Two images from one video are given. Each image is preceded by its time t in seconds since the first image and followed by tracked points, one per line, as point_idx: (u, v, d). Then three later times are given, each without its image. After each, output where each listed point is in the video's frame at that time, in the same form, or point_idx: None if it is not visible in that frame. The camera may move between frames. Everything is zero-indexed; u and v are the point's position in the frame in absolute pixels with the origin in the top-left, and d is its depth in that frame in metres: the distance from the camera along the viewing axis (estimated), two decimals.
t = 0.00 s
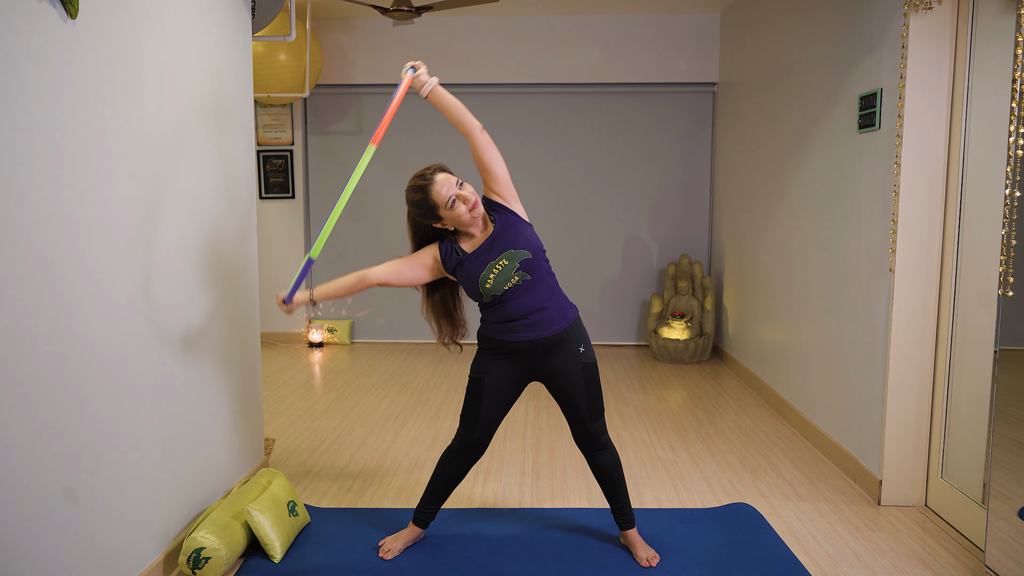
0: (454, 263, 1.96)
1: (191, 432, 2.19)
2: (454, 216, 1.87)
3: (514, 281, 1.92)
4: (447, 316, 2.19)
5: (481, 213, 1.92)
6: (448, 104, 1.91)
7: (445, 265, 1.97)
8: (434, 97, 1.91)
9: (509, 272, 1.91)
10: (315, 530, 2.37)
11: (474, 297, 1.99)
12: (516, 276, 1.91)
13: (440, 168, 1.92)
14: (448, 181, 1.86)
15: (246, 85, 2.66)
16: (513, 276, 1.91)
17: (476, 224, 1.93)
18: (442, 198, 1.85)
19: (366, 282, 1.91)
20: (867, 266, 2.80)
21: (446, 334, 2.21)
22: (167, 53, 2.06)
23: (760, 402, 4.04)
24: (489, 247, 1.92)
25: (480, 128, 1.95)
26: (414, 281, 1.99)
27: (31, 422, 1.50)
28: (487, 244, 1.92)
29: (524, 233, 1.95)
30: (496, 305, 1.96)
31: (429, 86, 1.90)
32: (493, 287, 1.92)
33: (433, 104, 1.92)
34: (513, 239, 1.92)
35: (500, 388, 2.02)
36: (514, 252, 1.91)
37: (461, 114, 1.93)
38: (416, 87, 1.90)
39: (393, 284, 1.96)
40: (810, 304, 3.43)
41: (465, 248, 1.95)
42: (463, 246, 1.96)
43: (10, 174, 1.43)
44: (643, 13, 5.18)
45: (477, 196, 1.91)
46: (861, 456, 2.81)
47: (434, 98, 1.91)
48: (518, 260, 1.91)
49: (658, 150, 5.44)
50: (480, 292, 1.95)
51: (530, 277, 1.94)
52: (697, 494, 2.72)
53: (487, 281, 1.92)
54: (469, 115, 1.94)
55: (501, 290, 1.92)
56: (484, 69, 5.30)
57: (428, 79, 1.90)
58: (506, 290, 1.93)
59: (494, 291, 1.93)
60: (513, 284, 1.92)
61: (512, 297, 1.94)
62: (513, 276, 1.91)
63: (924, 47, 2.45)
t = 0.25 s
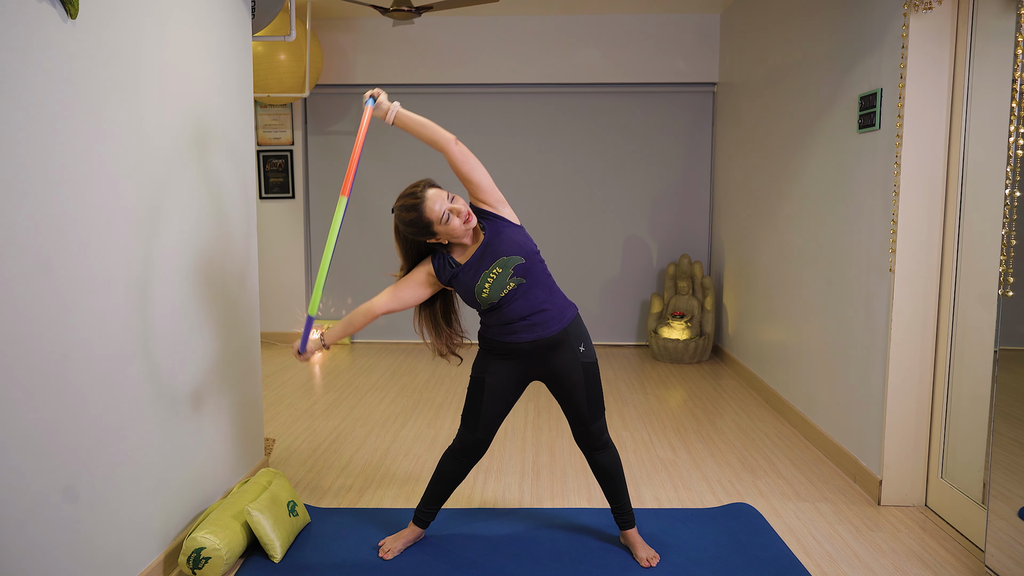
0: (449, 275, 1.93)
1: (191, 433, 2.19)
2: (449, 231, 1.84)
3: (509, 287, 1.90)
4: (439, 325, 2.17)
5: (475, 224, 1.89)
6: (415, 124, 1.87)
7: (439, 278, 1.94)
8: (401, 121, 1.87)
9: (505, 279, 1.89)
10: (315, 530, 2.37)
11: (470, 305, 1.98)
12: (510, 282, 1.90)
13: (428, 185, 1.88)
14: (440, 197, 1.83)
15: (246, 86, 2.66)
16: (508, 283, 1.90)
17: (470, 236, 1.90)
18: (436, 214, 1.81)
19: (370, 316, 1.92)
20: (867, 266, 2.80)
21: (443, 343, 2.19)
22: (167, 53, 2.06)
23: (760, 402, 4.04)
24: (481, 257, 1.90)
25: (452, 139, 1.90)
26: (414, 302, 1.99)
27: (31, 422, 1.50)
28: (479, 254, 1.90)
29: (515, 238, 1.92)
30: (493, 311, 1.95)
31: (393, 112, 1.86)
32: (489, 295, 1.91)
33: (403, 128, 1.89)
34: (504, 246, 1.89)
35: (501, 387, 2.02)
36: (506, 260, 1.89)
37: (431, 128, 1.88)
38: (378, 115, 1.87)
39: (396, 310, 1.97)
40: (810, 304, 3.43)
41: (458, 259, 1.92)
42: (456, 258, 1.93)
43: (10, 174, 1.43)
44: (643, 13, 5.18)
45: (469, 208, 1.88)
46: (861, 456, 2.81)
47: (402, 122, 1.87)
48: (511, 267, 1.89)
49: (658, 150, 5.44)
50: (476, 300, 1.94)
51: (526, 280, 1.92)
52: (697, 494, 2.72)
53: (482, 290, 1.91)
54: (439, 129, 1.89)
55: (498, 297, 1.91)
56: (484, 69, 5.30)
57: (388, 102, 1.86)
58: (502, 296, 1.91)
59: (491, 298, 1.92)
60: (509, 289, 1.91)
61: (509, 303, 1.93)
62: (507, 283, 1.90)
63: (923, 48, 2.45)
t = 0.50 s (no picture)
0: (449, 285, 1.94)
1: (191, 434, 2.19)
2: (444, 244, 1.85)
3: (508, 292, 1.90)
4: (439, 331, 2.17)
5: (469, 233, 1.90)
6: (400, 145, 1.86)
7: (438, 288, 1.96)
8: (385, 144, 1.86)
9: (501, 286, 1.89)
10: (315, 530, 2.37)
11: (471, 311, 1.98)
12: (509, 287, 1.90)
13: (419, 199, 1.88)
14: (432, 211, 1.83)
15: (246, 86, 2.66)
16: (507, 287, 1.90)
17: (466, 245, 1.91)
18: (430, 228, 1.82)
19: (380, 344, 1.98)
20: (867, 265, 2.80)
21: (444, 351, 2.19)
22: (167, 53, 2.06)
23: (760, 402, 4.04)
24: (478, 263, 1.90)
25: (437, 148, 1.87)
26: (419, 316, 2.02)
27: (31, 422, 1.50)
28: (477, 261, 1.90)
29: (511, 243, 1.92)
30: (493, 316, 1.95)
31: (376, 136, 1.84)
32: (488, 301, 1.91)
33: (388, 151, 1.88)
34: (500, 252, 1.89)
35: (502, 387, 2.02)
36: (503, 265, 1.89)
37: (415, 143, 1.86)
38: (360, 142, 1.87)
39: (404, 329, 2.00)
40: (810, 304, 3.43)
41: (456, 268, 1.94)
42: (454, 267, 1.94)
43: (9, 174, 1.43)
44: (643, 13, 5.18)
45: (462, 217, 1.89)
46: (861, 456, 2.81)
47: (389, 144, 1.86)
48: (508, 272, 1.89)
49: (658, 150, 5.44)
50: (476, 306, 1.94)
51: (525, 284, 1.92)
52: (697, 494, 2.72)
53: (482, 297, 1.91)
54: (422, 143, 1.87)
55: (498, 303, 1.91)
56: (484, 69, 5.30)
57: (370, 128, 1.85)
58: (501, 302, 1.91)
59: (491, 304, 1.92)
60: (508, 294, 1.91)
61: (508, 308, 1.92)
62: (506, 288, 1.90)
63: (923, 48, 2.45)
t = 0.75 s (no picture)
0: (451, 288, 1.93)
1: (191, 434, 2.19)
2: (445, 246, 1.85)
3: (510, 293, 1.90)
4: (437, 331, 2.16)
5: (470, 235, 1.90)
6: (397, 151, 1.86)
7: (438, 290, 1.95)
8: (382, 150, 1.85)
9: (501, 287, 1.89)
10: (315, 530, 2.37)
11: (472, 311, 1.99)
12: (510, 288, 1.90)
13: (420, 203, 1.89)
14: (433, 214, 1.83)
15: (246, 86, 2.66)
16: (508, 288, 1.90)
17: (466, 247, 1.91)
18: (431, 231, 1.82)
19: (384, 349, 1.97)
20: (867, 265, 2.80)
21: (442, 354, 2.19)
22: (167, 53, 2.05)
23: (760, 402, 4.04)
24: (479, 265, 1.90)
25: (434, 152, 1.88)
26: (422, 318, 2.02)
27: (31, 422, 1.50)
28: (478, 263, 1.90)
29: (512, 244, 1.91)
30: (494, 317, 1.96)
31: (372, 144, 1.84)
32: (489, 302, 1.91)
33: (385, 157, 1.87)
34: (501, 253, 1.89)
35: (503, 387, 2.02)
36: (503, 266, 1.88)
37: (411, 148, 1.87)
38: (356, 151, 1.86)
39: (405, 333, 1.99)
40: (810, 304, 3.43)
41: (456, 269, 1.94)
42: (455, 269, 1.94)
43: (9, 174, 1.43)
44: (643, 13, 5.18)
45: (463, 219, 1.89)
46: (861, 456, 2.81)
47: (387, 151, 1.85)
48: (509, 274, 1.89)
49: (658, 150, 5.44)
50: (478, 307, 1.95)
51: (525, 284, 1.92)
52: (697, 494, 2.72)
53: (483, 298, 1.91)
54: (418, 148, 1.87)
55: (499, 304, 1.92)
56: (484, 69, 5.31)
57: (366, 138, 1.85)
58: (503, 303, 1.92)
59: (493, 305, 1.92)
60: (510, 295, 1.91)
61: (509, 308, 1.92)
62: (507, 289, 1.90)
63: (923, 48, 2.45)
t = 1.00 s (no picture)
0: (452, 287, 1.93)
1: (191, 434, 2.19)
2: (446, 245, 1.85)
3: (510, 292, 1.90)
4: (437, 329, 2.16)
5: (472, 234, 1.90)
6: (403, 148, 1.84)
7: (439, 287, 1.95)
8: (388, 146, 1.83)
9: (503, 286, 1.89)
10: (315, 530, 2.37)
11: (472, 309, 1.99)
12: (511, 287, 1.90)
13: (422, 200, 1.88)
14: (435, 212, 1.82)
15: (246, 86, 2.66)
16: (509, 288, 1.90)
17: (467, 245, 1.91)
18: (432, 230, 1.81)
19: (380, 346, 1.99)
20: (867, 265, 2.80)
21: (440, 352, 2.19)
22: (167, 53, 2.05)
23: (759, 402, 4.04)
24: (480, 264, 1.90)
25: (441, 150, 1.85)
26: (422, 315, 2.03)
27: (31, 423, 1.50)
28: (479, 261, 1.90)
29: (514, 244, 1.91)
30: (494, 315, 1.96)
31: (378, 139, 1.82)
32: (490, 301, 1.91)
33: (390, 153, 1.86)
34: (503, 252, 1.89)
35: (502, 386, 2.02)
36: (504, 265, 1.89)
37: (418, 146, 1.84)
38: (362, 145, 1.84)
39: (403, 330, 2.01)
40: (810, 304, 3.43)
41: (457, 267, 1.94)
42: (456, 267, 1.94)
43: (9, 174, 1.43)
44: (643, 13, 5.18)
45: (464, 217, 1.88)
46: (861, 456, 2.81)
47: (392, 148, 1.83)
48: (511, 273, 1.89)
49: (658, 150, 5.44)
50: (478, 305, 1.94)
51: (526, 284, 1.92)
52: (697, 494, 2.72)
53: (484, 297, 1.91)
54: (425, 145, 1.84)
55: (500, 303, 1.92)
56: (484, 69, 5.31)
57: (371, 133, 1.83)
58: (504, 302, 1.92)
59: (493, 304, 1.92)
60: (511, 294, 1.91)
61: (509, 308, 1.92)
62: (508, 288, 1.90)
63: (923, 48, 2.45)
